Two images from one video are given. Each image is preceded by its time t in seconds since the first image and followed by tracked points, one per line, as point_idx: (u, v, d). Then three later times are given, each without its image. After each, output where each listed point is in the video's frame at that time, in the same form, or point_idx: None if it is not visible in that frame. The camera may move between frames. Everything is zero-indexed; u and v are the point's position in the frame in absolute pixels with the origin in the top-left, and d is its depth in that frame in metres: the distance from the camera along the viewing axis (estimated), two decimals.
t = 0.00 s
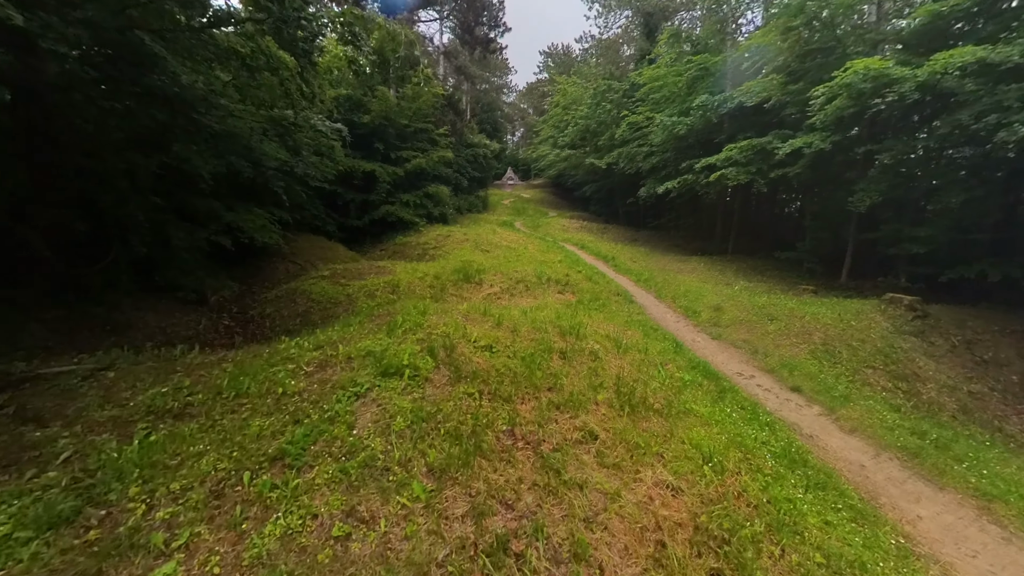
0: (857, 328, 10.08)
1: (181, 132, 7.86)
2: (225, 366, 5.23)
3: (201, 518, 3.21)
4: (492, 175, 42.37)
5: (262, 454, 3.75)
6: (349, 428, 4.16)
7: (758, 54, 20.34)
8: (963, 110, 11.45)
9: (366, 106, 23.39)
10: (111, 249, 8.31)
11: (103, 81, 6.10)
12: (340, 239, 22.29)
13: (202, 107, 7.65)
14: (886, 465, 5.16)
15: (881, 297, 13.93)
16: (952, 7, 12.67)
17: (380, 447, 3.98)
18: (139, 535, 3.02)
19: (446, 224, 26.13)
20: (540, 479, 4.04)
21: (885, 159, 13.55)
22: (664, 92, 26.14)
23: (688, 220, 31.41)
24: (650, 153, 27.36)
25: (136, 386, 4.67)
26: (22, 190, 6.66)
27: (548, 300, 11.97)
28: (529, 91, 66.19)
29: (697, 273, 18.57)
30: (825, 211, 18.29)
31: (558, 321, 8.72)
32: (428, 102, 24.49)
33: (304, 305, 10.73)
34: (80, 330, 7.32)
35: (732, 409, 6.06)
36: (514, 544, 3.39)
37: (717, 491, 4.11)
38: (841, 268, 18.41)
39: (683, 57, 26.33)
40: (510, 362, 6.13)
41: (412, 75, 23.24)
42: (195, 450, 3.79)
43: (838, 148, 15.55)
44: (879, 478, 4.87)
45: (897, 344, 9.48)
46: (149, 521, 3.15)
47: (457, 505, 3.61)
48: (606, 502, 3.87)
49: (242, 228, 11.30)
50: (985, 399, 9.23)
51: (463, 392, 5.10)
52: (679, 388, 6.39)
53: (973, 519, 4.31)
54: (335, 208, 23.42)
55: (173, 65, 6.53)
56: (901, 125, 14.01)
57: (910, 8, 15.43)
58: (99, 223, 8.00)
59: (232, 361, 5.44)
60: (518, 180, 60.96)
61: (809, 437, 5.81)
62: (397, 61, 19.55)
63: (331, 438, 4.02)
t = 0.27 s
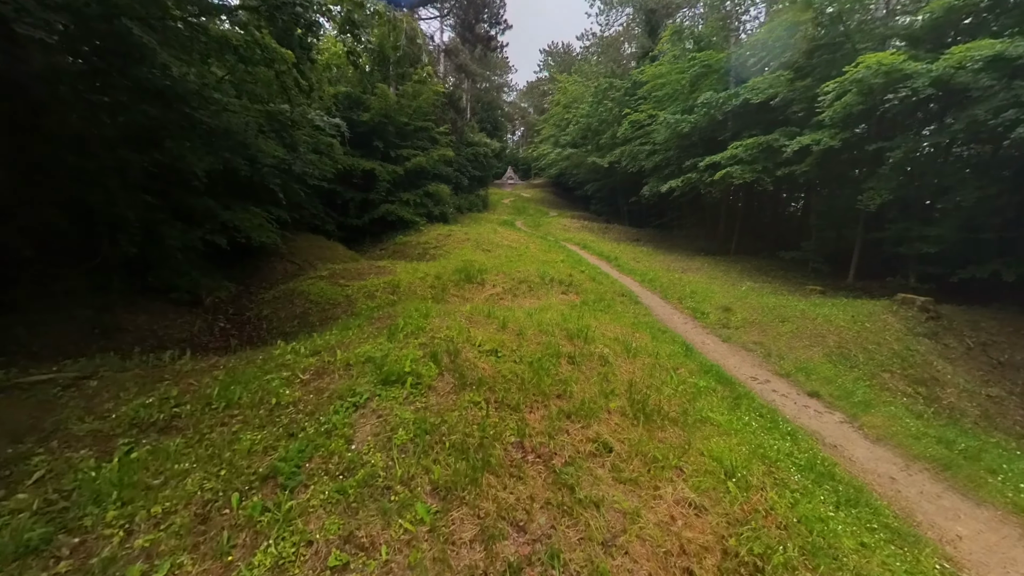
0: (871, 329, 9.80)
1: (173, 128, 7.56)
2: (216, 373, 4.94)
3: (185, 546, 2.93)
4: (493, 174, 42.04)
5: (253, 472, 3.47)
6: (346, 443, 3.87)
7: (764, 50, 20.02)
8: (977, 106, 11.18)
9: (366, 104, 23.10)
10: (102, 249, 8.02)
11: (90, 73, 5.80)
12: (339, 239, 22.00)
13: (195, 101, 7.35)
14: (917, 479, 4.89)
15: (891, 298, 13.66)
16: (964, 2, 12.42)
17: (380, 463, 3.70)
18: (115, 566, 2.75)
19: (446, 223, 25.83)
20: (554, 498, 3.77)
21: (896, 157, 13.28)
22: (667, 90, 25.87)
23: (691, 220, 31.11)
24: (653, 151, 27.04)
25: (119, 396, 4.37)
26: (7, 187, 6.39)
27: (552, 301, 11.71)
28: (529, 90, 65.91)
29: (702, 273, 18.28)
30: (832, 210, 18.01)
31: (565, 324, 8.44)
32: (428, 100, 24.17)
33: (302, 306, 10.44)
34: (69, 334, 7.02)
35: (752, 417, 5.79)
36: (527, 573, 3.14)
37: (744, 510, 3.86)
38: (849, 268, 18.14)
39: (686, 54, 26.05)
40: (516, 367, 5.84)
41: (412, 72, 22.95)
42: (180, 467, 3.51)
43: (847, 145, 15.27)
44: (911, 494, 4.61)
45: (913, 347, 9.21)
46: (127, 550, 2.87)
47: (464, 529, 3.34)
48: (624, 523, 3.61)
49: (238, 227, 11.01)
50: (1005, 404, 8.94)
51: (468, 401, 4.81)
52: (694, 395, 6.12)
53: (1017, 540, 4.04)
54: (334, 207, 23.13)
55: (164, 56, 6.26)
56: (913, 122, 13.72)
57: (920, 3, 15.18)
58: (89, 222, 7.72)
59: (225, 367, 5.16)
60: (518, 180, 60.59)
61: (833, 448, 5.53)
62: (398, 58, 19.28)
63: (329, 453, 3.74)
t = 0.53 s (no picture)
0: (889, 330, 9.48)
1: (165, 122, 7.21)
2: (207, 381, 4.60)
3: None
4: (494, 172, 41.65)
5: (243, 494, 3.15)
6: (347, 459, 3.55)
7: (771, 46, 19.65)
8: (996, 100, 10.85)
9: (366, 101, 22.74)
10: (92, 248, 7.67)
11: (74, 61, 5.44)
12: (338, 238, 21.65)
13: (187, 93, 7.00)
14: (957, 495, 4.59)
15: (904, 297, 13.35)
16: None
17: (384, 483, 3.38)
18: None
19: (447, 222, 25.51)
20: (575, 521, 3.46)
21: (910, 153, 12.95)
22: (671, 86, 25.51)
23: (694, 218, 30.76)
24: (656, 149, 26.69)
25: (100, 408, 4.03)
26: None
27: (558, 302, 11.38)
28: (529, 88, 65.50)
29: (708, 273, 17.94)
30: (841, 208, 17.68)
31: (574, 326, 8.11)
32: (428, 97, 23.82)
33: (301, 307, 10.11)
34: (56, 338, 6.68)
35: (776, 427, 5.48)
36: None
37: (783, 533, 3.55)
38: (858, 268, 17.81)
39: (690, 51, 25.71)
40: (526, 374, 5.52)
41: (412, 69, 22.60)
42: (164, 489, 3.18)
43: (857, 141, 14.94)
44: (955, 511, 4.31)
45: (934, 349, 8.88)
46: None
47: (478, 558, 3.03)
48: (652, 549, 3.30)
49: (235, 226, 10.67)
50: None
51: (477, 411, 4.50)
52: (714, 402, 5.81)
53: None
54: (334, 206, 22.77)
55: (154, 45, 5.93)
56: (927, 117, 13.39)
57: None
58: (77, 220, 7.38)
59: (218, 374, 4.83)
60: (519, 178, 60.18)
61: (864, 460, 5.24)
62: (398, 53, 18.91)
63: (327, 472, 3.41)
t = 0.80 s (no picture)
0: (904, 332, 9.26)
1: (162, 118, 6.98)
2: (203, 390, 4.36)
3: None
4: (494, 171, 41.36)
5: (241, 518, 2.92)
6: (352, 476, 3.32)
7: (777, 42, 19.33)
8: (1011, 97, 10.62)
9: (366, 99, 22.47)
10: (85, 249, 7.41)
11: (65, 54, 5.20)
12: (339, 238, 21.39)
13: (184, 87, 6.74)
14: (993, 509, 4.39)
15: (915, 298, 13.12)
16: None
17: (393, 502, 3.16)
18: None
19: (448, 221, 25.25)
20: (597, 543, 3.24)
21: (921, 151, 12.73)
22: (674, 84, 25.26)
23: (697, 218, 30.51)
24: (659, 148, 26.44)
25: (90, 420, 3.79)
26: None
27: (563, 303, 11.16)
28: (529, 87, 65.23)
29: (713, 273, 17.70)
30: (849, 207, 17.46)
31: (583, 329, 7.87)
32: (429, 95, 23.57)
33: (301, 309, 9.88)
34: (48, 342, 6.44)
35: (799, 436, 5.26)
36: None
37: (818, 555, 3.34)
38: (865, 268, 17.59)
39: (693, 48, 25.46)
40: (537, 380, 5.30)
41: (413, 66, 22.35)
42: (156, 511, 2.95)
43: (866, 139, 14.70)
44: (992, 527, 4.11)
45: (951, 352, 8.66)
46: None
47: None
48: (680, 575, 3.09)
49: (234, 226, 10.43)
50: None
51: (488, 421, 4.28)
52: (733, 409, 5.59)
53: None
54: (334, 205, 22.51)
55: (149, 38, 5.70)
56: (939, 115, 13.17)
57: None
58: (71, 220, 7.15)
59: (214, 383, 4.59)
60: (519, 178, 59.90)
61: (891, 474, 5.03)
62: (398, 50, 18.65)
63: (331, 491, 3.19)
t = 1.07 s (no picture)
0: (920, 335, 9.08)
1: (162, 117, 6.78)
2: (206, 401, 4.16)
3: None
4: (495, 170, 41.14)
5: (248, 543, 2.74)
6: (365, 496, 3.12)
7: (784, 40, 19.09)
8: None
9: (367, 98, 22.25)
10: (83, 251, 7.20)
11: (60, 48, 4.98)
12: (340, 238, 21.18)
13: (184, 84, 6.53)
14: None
15: (926, 299, 12.93)
16: None
17: (410, 524, 2.97)
18: None
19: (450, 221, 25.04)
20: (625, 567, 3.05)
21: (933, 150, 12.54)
22: (678, 82, 25.03)
23: (701, 217, 30.32)
24: (663, 147, 26.23)
25: (86, 435, 3.60)
26: None
27: (570, 305, 10.96)
28: (529, 86, 64.97)
29: (719, 274, 17.50)
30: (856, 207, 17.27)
31: (594, 332, 7.66)
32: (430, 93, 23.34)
33: (304, 311, 9.67)
34: (45, 348, 6.24)
35: (825, 446, 5.08)
36: None
37: None
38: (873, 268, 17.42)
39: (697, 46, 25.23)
40: (552, 388, 5.11)
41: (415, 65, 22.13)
42: (156, 535, 2.76)
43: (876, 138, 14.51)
44: None
45: (968, 355, 8.49)
46: None
47: None
48: None
49: (235, 226, 10.22)
50: None
51: (504, 433, 4.09)
52: (754, 418, 5.41)
53: None
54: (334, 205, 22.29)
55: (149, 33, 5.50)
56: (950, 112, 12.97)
57: None
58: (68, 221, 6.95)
59: (217, 393, 4.40)
60: (519, 177, 59.70)
61: (922, 484, 4.81)
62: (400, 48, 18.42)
63: (343, 512, 2.99)
